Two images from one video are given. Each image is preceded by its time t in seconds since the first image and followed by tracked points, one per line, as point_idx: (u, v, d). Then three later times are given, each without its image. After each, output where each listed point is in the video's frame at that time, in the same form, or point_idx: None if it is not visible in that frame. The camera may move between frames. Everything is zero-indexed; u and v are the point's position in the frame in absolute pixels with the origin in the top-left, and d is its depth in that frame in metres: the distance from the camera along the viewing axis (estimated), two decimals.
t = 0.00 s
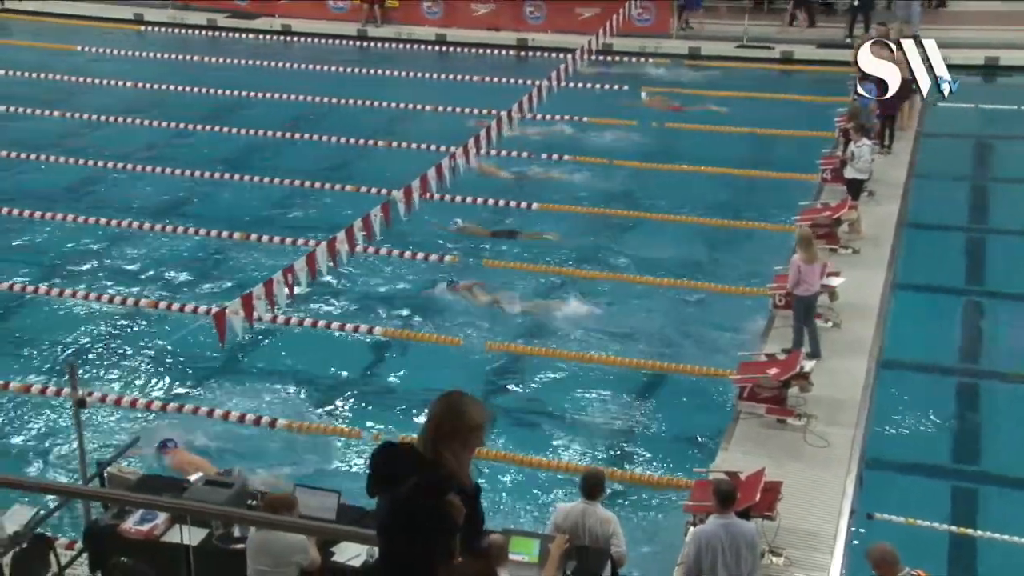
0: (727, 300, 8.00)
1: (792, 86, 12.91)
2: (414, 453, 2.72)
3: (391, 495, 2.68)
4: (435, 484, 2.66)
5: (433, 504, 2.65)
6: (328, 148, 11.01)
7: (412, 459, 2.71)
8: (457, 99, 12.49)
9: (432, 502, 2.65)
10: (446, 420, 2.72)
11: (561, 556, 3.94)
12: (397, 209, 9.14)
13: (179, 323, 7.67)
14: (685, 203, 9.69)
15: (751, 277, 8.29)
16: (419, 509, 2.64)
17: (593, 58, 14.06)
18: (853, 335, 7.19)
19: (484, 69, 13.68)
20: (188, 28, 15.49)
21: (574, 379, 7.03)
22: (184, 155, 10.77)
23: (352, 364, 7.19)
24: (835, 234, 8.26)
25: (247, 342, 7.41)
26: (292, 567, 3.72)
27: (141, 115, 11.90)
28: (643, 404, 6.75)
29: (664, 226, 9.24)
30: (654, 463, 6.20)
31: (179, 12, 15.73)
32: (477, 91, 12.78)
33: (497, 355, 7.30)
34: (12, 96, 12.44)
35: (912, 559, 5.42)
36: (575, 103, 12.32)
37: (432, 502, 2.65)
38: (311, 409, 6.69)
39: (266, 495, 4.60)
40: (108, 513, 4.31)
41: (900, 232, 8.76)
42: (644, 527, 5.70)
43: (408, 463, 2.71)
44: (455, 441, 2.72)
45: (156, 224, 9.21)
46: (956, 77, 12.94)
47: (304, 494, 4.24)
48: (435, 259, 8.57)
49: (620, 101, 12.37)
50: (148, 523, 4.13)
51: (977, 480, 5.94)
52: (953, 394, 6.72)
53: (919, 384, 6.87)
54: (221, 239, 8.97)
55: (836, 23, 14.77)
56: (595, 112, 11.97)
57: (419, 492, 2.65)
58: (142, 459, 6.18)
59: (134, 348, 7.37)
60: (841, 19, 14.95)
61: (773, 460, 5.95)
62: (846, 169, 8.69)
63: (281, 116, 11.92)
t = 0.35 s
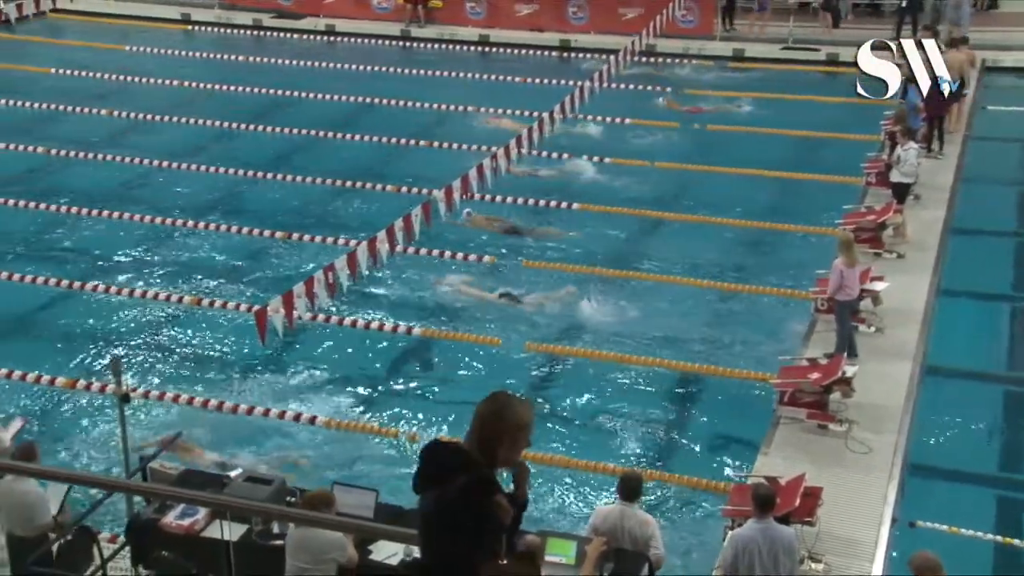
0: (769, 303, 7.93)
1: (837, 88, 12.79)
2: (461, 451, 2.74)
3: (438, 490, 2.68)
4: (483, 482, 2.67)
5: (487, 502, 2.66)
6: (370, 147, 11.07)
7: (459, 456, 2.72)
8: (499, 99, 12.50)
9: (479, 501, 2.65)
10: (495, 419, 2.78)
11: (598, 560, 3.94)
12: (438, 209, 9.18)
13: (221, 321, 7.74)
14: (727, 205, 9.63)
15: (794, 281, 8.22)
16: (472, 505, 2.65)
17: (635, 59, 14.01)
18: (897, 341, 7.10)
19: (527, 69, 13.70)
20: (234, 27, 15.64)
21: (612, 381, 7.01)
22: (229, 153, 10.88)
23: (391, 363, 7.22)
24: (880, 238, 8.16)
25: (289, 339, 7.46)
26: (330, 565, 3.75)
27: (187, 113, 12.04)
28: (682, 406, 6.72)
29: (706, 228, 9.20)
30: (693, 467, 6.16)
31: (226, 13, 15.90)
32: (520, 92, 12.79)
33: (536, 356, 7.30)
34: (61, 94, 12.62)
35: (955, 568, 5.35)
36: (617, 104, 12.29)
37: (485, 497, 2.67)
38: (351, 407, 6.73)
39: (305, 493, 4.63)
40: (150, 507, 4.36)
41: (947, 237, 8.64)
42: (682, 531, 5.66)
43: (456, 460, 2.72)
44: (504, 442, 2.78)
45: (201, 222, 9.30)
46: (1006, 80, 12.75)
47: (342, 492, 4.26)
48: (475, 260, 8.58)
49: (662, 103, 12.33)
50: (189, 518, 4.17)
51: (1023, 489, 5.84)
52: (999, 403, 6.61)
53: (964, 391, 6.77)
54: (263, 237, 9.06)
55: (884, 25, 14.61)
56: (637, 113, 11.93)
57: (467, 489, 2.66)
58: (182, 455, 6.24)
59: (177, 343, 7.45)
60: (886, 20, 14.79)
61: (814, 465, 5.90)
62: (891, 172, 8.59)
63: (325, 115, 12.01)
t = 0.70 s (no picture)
0: (791, 305, 7.90)
1: (862, 89, 12.73)
2: (485, 451, 2.73)
3: (463, 491, 2.70)
4: (509, 484, 2.70)
5: (509, 506, 2.69)
6: (393, 147, 11.10)
7: (484, 457, 2.72)
8: (522, 100, 12.51)
9: (503, 502, 2.69)
10: (519, 420, 2.79)
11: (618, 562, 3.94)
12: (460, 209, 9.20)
13: (243, 319, 7.78)
14: (750, 207, 9.60)
15: (817, 283, 8.18)
16: (494, 510, 2.68)
17: (659, 60, 13.98)
18: (921, 344, 7.05)
19: (550, 70, 13.70)
20: (258, 28, 15.71)
21: (633, 382, 7.00)
22: (252, 153, 10.93)
23: (412, 363, 7.24)
24: (904, 241, 8.11)
25: (311, 338, 7.50)
26: (351, 563, 3.77)
27: (211, 113, 12.10)
28: (703, 408, 6.70)
29: (728, 229, 9.17)
30: (713, 469, 6.14)
31: (250, 13, 15.97)
32: (542, 92, 12.80)
33: (557, 356, 7.30)
34: (87, 94, 12.71)
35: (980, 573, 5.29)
36: (640, 105, 12.27)
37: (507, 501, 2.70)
38: (372, 407, 6.75)
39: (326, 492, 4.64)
40: (172, 504, 4.38)
41: (972, 240, 8.58)
42: (703, 534, 5.64)
43: (480, 461, 2.71)
44: (527, 442, 2.80)
45: (224, 221, 9.35)
46: None
47: (363, 492, 4.27)
48: (497, 260, 8.58)
49: (685, 103, 12.30)
50: (211, 515, 4.20)
51: None
52: None
53: (989, 396, 6.71)
54: (286, 236, 9.10)
55: (909, 27, 14.54)
56: (660, 114, 11.91)
57: (492, 492, 2.69)
58: (205, 453, 6.27)
59: (199, 342, 7.50)
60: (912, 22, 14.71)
61: (837, 468, 5.87)
62: (916, 174, 8.53)
63: (348, 115, 12.06)
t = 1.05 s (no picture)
0: (820, 309, 7.85)
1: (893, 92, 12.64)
2: (510, 451, 2.73)
3: (488, 491, 2.70)
4: (534, 484, 2.70)
5: (533, 510, 2.70)
6: (420, 147, 11.12)
7: (509, 457, 2.71)
8: (549, 101, 12.51)
9: (529, 503, 2.70)
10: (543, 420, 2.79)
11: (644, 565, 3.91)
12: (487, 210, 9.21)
13: (271, 318, 7.83)
14: (779, 209, 9.55)
15: (846, 287, 8.13)
16: (519, 514, 2.68)
17: (687, 62, 13.93)
18: (951, 349, 6.99)
19: (577, 71, 13.68)
20: (288, 28, 15.78)
21: (659, 384, 6.98)
22: (281, 153, 10.98)
23: (438, 363, 7.25)
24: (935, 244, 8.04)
25: (338, 337, 7.52)
26: (376, 563, 3.77)
27: (240, 113, 12.17)
28: (730, 411, 6.67)
29: (756, 232, 9.12)
30: (740, 473, 6.11)
31: (280, 13, 16.05)
32: (570, 93, 12.79)
33: (583, 358, 7.28)
34: (118, 93, 12.82)
35: None
36: (668, 106, 12.23)
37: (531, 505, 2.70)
38: (398, 407, 6.76)
39: (352, 492, 4.66)
40: (199, 501, 4.40)
41: (1005, 243, 8.49)
42: (730, 538, 5.60)
43: (506, 462, 2.71)
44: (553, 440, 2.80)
45: (253, 220, 9.40)
46: None
47: (387, 491, 4.27)
48: (524, 261, 8.58)
49: (713, 105, 12.25)
50: (237, 512, 4.21)
51: None
52: None
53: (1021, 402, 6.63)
54: (314, 235, 9.14)
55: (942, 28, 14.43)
56: (688, 116, 11.87)
57: (518, 493, 2.69)
58: (232, 451, 6.31)
59: (227, 340, 7.54)
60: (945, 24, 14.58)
61: (865, 474, 5.82)
62: (948, 177, 8.46)
63: (376, 115, 12.10)
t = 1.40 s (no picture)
0: (862, 314, 7.76)
1: (938, 96, 12.51)
2: (545, 454, 2.73)
3: (523, 494, 2.69)
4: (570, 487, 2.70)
5: (570, 509, 2.69)
6: (461, 148, 11.14)
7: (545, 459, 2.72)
8: (590, 102, 12.49)
9: (565, 505, 2.69)
10: (579, 421, 2.80)
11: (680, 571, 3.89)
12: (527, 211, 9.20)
13: (311, 316, 7.87)
14: (821, 213, 9.46)
15: (889, 292, 8.03)
16: (556, 510, 2.67)
17: (730, 64, 13.85)
18: (998, 356, 6.88)
19: (618, 73, 13.64)
20: (331, 28, 15.88)
21: (698, 387, 6.93)
22: (322, 152, 11.04)
23: (476, 364, 7.25)
24: (982, 250, 7.93)
25: (377, 336, 7.55)
26: (412, 561, 3.81)
27: (283, 112, 12.26)
28: (770, 416, 6.62)
29: (798, 235, 9.05)
30: (780, 478, 6.05)
31: (323, 14, 16.14)
32: (611, 95, 12.76)
33: (622, 361, 7.25)
34: (163, 92, 12.97)
35: None
36: (709, 108, 12.16)
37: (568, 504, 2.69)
38: (437, 407, 6.77)
39: (390, 490, 4.66)
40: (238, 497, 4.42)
41: None
42: (770, 544, 5.54)
43: (541, 465, 2.71)
44: (588, 443, 2.80)
45: (294, 219, 9.47)
46: None
47: (425, 491, 4.27)
48: (563, 262, 8.57)
49: (755, 107, 12.17)
50: (276, 509, 4.16)
51: None
52: None
53: None
54: (354, 235, 9.19)
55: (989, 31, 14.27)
56: (729, 118, 11.80)
57: (554, 494, 2.68)
58: (271, 448, 6.35)
59: (268, 337, 7.59)
60: (993, 26, 14.36)
61: (908, 482, 5.74)
62: (997, 182, 8.33)
63: (416, 115, 12.15)
